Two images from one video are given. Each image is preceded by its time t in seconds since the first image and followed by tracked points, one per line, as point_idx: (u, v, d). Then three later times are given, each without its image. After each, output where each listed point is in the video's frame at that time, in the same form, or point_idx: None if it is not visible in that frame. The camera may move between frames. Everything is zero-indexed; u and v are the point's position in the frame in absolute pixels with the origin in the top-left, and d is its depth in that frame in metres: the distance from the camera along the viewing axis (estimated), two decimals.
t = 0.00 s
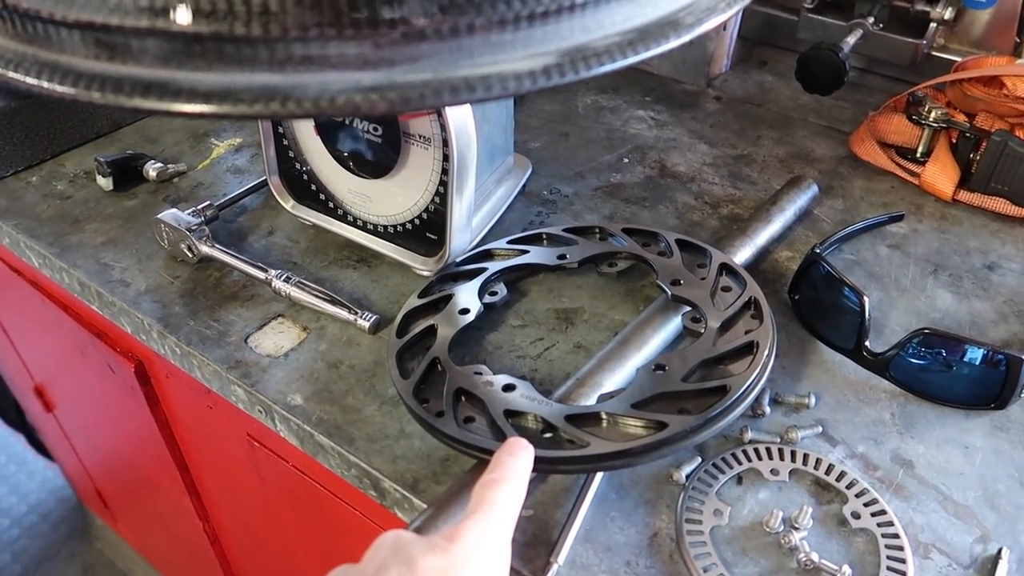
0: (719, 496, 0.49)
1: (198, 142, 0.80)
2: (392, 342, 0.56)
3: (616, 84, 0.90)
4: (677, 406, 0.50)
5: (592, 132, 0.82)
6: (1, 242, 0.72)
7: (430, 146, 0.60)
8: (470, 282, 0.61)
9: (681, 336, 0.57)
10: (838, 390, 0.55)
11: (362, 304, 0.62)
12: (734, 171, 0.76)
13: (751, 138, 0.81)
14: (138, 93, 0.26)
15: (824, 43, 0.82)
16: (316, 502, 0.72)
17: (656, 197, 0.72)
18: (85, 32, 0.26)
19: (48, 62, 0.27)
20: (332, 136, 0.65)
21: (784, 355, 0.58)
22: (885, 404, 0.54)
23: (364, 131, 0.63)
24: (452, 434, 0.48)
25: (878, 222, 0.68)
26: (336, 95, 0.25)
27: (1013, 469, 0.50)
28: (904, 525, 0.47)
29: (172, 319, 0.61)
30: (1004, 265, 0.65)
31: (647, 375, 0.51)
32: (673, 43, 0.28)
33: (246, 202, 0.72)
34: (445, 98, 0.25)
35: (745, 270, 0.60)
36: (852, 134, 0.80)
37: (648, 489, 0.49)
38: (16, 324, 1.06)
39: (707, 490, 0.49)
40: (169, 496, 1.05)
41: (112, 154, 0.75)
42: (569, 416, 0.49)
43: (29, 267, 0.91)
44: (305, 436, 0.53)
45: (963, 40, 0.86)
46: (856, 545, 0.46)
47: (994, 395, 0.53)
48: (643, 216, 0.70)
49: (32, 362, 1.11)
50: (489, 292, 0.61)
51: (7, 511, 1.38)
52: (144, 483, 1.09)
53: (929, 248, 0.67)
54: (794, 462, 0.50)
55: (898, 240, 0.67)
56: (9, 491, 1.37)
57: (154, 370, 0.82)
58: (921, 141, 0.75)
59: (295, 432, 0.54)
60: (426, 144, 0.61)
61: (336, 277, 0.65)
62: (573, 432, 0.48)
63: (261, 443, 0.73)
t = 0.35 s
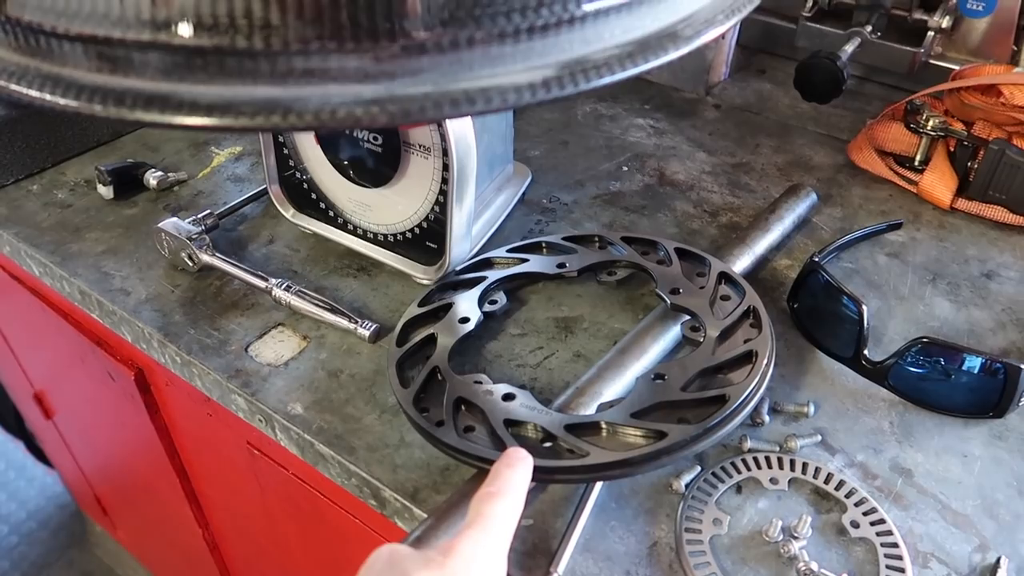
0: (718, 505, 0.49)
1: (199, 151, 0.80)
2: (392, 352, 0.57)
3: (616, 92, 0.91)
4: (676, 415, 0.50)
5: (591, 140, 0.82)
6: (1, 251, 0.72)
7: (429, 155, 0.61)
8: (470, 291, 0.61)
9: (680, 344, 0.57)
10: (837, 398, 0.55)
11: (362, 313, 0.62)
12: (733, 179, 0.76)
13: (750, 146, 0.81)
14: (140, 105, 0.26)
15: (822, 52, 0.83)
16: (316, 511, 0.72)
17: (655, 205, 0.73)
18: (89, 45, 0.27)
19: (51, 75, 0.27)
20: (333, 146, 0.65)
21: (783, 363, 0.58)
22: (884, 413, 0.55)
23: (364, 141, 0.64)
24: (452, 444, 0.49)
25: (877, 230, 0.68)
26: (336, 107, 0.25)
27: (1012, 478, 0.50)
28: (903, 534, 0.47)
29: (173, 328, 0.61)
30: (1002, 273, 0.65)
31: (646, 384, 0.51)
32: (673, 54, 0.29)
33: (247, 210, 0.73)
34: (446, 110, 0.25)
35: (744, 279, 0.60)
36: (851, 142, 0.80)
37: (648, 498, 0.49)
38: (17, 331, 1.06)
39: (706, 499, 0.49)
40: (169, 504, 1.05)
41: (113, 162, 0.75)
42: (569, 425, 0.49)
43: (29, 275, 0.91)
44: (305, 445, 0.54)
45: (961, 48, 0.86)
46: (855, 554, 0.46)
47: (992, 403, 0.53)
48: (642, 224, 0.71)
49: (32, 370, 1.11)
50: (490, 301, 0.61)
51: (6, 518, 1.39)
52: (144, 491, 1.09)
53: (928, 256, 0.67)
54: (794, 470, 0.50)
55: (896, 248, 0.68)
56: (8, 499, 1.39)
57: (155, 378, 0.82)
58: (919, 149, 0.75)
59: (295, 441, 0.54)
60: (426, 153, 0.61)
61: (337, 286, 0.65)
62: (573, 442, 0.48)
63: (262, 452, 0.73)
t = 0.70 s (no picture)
0: (720, 513, 0.49)
1: (202, 162, 0.81)
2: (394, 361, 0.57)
3: (616, 101, 0.91)
4: (677, 424, 0.50)
5: (592, 149, 0.83)
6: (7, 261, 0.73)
7: (431, 165, 0.61)
8: (472, 300, 0.61)
9: (681, 353, 0.57)
10: (838, 407, 0.56)
11: (364, 322, 0.62)
12: (734, 187, 0.77)
13: (751, 155, 0.81)
14: (145, 120, 0.26)
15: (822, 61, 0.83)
16: (319, 520, 0.72)
17: (656, 214, 0.73)
18: (95, 61, 0.27)
19: (58, 89, 0.28)
20: (335, 156, 0.65)
21: (783, 372, 0.58)
22: (885, 421, 0.55)
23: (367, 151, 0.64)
24: (454, 453, 0.49)
25: (877, 238, 0.69)
26: (338, 119, 0.26)
27: (1014, 486, 0.51)
28: (904, 542, 0.47)
29: (177, 338, 0.61)
30: (1003, 281, 0.65)
31: (647, 393, 0.51)
32: (673, 66, 0.29)
33: (251, 220, 0.73)
34: (447, 123, 0.26)
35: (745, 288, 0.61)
36: (851, 151, 0.80)
37: (649, 507, 0.49)
38: (21, 341, 1.07)
39: (707, 508, 0.49)
40: (172, 512, 1.05)
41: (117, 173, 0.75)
42: (570, 434, 0.49)
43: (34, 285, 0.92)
44: (308, 454, 0.54)
45: (961, 57, 0.87)
46: (857, 563, 0.46)
47: (993, 411, 0.54)
48: (643, 233, 0.71)
49: (36, 379, 1.12)
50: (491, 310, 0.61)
51: (11, 527, 1.39)
52: (147, 500, 1.09)
53: (928, 265, 0.67)
54: (795, 479, 0.50)
55: (897, 257, 0.68)
56: (12, 507, 1.40)
57: (158, 387, 0.83)
58: (919, 158, 0.76)
59: (298, 450, 0.54)
60: (428, 164, 0.61)
61: (340, 295, 0.65)
62: (575, 451, 0.48)
63: (265, 461, 0.73)
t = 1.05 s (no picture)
0: (720, 540, 0.50)
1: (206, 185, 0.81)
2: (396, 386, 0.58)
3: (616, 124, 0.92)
4: (676, 451, 0.51)
5: (592, 172, 0.83)
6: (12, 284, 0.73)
7: (434, 193, 0.62)
8: (473, 325, 0.62)
9: (681, 379, 0.58)
10: (836, 432, 0.56)
11: (367, 346, 0.63)
12: (733, 211, 0.77)
13: (749, 178, 0.82)
14: (155, 157, 0.27)
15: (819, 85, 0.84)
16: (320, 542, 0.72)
17: (656, 238, 0.74)
18: (105, 99, 0.28)
19: (70, 127, 0.28)
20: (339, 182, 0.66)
21: (782, 397, 0.59)
22: (883, 447, 0.55)
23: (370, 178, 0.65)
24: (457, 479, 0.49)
25: (874, 263, 0.69)
26: (342, 157, 0.26)
27: (1011, 512, 0.51)
28: (902, 569, 0.48)
29: (181, 362, 0.62)
30: (998, 305, 0.66)
31: (647, 420, 0.52)
32: (671, 103, 0.30)
33: (254, 243, 0.74)
34: (451, 162, 0.27)
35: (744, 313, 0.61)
36: (848, 174, 0.81)
37: (649, 533, 0.50)
38: (23, 359, 1.08)
39: (707, 534, 0.50)
40: (172, 531, 1.05)
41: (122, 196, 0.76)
42: (571, 461, 0.50)
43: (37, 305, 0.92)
44: (311, 479, 0.54)
45: (956, 80, 0.88)
46: None
47: (990, 437, 0.54)
48: (643, 257, 0.72)
49: (38, 396, 1.12)
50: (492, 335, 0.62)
51: (9, 544, 1.39)
52: (148, 518, 1.09)
53: (925, 289, 0.68)
54: (794, 505, 0.51)
55: (894, 281, 0.69)
56: (12, 524, 1.41)
57: (160, 408, 0.83)
58: (916, 182, 0.76)
59: (301, 475, 0.55)
60: (430, 191, 0.62)
61: (342, 319, 0.66)
62: (575, 479, 0.48)
63: (266, 482, 0.73)
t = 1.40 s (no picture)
0: (726, 569, 0.50)
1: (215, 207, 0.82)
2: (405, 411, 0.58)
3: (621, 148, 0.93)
4: (685, 480, 0.51)
5: (598, 197, 0.84)
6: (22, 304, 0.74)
7: (444, 219, 0.62)
8: (482, 350, 0.62)
9: (687, 407, 0.58)
10: (842, 461, 0.57)
11: (376, 370, 0.63)
12: (738, 237, 0.78)
13: (754, 203, 0.83)
14: (177, 190, 0.27)
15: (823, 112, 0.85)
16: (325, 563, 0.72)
17: (662, 263, 0.74)
18: (129, 133, 0.28)
19: (93, 158, 0.28)
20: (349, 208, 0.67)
21: (788, 425, 0.59)
22: (889, 475, 0.56)
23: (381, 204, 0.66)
24: (466, 507, 0.50)
25: (878, 290, 0.70)
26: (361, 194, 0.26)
27: (1017, 543, 0.51)
28: None
29: (191, 385, 0.62)
30: (1002, 333, 0.67)
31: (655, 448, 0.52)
32: (682, 140, 0.30)
33: (263, 265, 0.74)
34: (468, 196, 0.27)
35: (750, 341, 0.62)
36: (852, 201, 0.82)
37: (657, 562, 0.50)
38: (28, 376, 1.08)
39: (715, 563, 0.50)
40: (174, 550, 1.05)
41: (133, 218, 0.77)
42: (580, 489, 0.50)
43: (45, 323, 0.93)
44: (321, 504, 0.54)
45: (958, 108, 0.90)
46: None
47: (995, 467, 0.54)
48: (649, 282, 0.72)
49: (41, 413, 1.12)
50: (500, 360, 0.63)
51: (8, 560, 1.38)
52: (149, 537, 1.09)
53: (929, 317, 0.68)
54: (801, 535, 0.51)
55: (898, 309, 0.69)
56: (10, 540, 1.40)
57: (167, 428, 0.83)
58: (918, 210, 0.77)
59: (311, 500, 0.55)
60: (440, 219, 0.62)
61: (351, 343, 0.66)
62: (584, 507, 0.49)
63: (272, 504, 0.74)
